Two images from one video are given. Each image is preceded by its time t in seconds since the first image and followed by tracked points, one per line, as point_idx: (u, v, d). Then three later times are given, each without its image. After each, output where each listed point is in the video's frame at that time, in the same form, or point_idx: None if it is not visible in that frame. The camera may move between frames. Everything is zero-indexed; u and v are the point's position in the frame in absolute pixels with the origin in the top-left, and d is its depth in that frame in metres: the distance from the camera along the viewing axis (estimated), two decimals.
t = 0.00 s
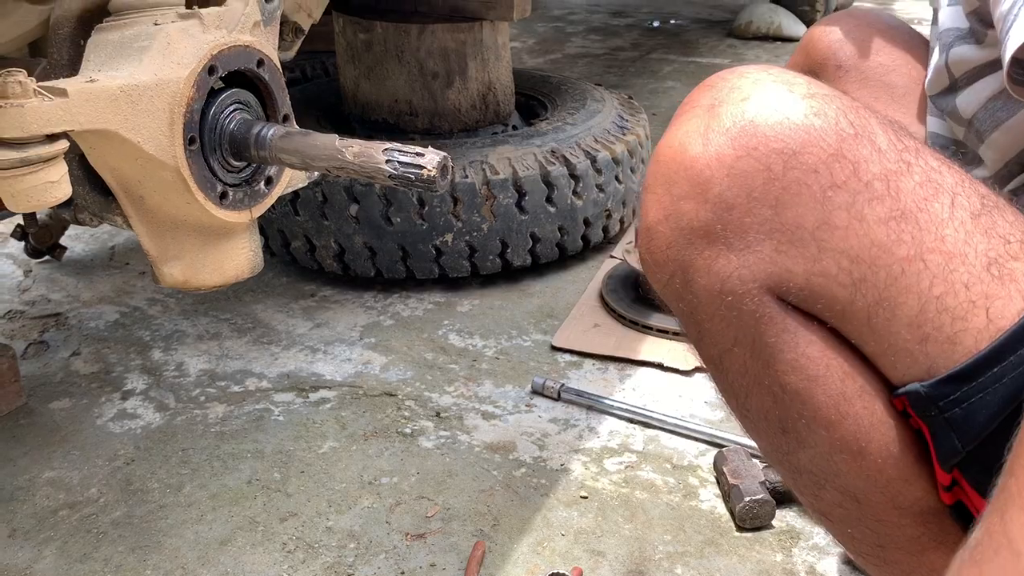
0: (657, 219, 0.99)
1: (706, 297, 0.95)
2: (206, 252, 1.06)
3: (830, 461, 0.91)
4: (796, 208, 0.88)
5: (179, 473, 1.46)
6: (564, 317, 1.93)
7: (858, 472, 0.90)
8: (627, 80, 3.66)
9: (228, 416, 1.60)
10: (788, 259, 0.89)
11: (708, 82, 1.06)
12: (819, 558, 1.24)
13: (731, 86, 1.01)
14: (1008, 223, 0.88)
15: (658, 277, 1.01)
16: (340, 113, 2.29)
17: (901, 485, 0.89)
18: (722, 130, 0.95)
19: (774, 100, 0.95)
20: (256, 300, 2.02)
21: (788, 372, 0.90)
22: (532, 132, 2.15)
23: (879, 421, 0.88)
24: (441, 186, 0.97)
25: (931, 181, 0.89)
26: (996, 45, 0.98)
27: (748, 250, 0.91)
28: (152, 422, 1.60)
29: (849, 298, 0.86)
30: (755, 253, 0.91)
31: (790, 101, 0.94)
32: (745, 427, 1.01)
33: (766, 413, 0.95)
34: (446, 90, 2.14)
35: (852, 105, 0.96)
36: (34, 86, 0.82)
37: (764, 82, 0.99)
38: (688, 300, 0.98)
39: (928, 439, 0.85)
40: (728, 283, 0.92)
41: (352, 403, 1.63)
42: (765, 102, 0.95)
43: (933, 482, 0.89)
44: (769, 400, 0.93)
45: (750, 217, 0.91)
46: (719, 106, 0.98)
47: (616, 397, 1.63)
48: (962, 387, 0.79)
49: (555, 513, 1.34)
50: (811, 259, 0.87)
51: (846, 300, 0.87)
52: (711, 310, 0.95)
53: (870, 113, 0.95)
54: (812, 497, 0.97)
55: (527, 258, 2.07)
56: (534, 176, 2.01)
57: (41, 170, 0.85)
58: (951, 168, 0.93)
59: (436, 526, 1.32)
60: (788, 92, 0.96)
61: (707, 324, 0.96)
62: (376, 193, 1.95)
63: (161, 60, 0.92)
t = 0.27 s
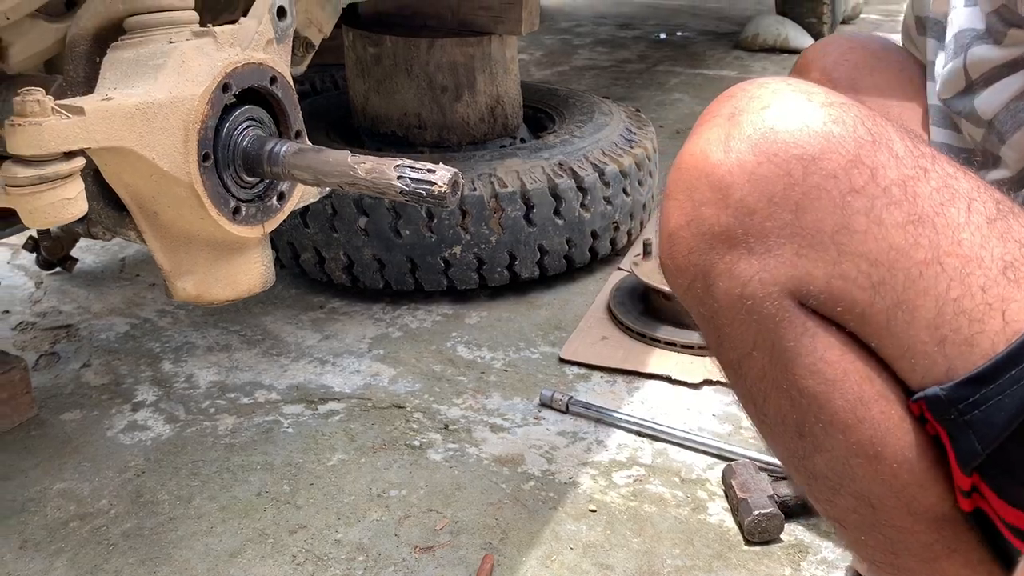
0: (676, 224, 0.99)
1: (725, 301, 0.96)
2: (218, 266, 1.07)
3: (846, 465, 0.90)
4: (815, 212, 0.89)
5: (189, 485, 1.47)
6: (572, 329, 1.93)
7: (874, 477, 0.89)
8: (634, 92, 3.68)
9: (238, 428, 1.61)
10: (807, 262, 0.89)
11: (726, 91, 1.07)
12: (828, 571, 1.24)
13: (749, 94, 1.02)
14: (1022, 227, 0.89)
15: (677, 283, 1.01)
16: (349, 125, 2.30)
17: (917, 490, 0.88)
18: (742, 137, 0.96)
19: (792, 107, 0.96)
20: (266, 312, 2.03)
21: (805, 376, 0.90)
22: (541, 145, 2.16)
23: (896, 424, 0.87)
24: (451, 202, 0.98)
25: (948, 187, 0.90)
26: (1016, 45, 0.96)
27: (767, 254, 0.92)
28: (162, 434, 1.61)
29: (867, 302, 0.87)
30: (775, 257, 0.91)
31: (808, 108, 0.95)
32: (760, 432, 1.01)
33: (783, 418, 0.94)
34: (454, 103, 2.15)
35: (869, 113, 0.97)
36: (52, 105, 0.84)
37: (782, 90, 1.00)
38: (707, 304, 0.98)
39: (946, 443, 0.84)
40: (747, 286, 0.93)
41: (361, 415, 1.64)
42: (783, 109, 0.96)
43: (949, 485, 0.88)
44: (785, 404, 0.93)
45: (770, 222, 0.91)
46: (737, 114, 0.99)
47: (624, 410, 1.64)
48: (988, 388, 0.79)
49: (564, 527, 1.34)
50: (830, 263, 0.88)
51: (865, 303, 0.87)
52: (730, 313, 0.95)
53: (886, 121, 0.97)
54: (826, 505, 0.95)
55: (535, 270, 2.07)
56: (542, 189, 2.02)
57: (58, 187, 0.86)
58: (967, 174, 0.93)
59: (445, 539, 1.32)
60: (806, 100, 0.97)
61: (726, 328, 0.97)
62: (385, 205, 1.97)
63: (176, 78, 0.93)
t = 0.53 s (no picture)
0: (680, 239, 1.00)
1: (724, 315, 0.96)
2: (233, 277, 1.08)
3: (845, 477, 0.90)
4: (814, 231, 0.89)
5: (200, 494, 1.47)
6: (583, 340, 1.93)
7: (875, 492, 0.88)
8: (645, 104, 3.69)
9: (249, 438, 1.62)
10: (804, 280, 0.89)
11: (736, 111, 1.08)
12: None
13: (757, 116, 1.02)
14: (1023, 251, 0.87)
15: (681, 295, 1.02)
16: (361, 137, 2.32)
17: (916, 502, 0.87)
18: (744, 157, 0.96)
19: (797, 128, 0.96)
20: (277, 322, 2.04)
21: (804, 389, 0.90)
22: (551, 157, 2.17)
23: (894, 438, 0.87)
24: (464, 214, 0.98)
25: (947, 210, 0.89)
26: None
27: (765, 271, 0.92)
28: (174, 443, 1.62)
29: (861, 320, 0.87)
30: (772, 274, 0.92)
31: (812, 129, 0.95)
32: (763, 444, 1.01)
33: (782, 431, 0.94)
34: (466, 115, 2.16)
35: (872, 136, 0.96)
36: (71, 117, 0.85)
37: (788, 112, 1.00)
38: (708, 318, 0.99)
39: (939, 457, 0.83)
40: (744, 301, 0.94)
41: (372, 426, 1.64)
42: (788, 130, 0.96)
43: (946, 499, 0.86)
44: (783, 416, 0.93)
45: (767, 240, 0.92)
46: (743, 134, 1.00)
47: (635, 422, 1.63)
48: (975, 409, 0.78)
49: (574, 539, 1.34)
50: (825, 281, 0.88)
51: (858, 321, 0.87)
52: (729, 327, 0.96)
53: (889, 143, 0.96)
54: (829, 515, 0.95)
55: (545, 282, 2.08)
56: (553, 201, 2.02)
57: (76, 198, 0.87)
58: (968, 199, 0.92)
59: (455, 550, 1.32)
60: (810, 122, 0.97)
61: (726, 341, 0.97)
62: (397, 216, 1.97)
63: (193, 90, 0.94)
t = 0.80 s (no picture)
0: (653, 277, 1.01)
1: (697, 349, 0.97)
2: (252, 290, 1.10)
3: (824, 499, 0.91)
4: (773, 270, 0.91)
5: (217, 505, 1.49)
6: (596, 353, 1.94)
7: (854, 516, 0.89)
8: (658, 117, 3.70)
9: (265, 449, 1.63)
10: (766, 317, 0.91)
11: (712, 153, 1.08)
12: None
13: (728, 158, 1.02)
14: (981, 293, 0.85)
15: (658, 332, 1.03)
16: (376, 150, 2.34)
17: (894, 527, 0.87)
18: (712, 199, 0.97)
19: (763, 171, 0.97)
20: (293, 334, 2.05)
21: (776, 416, 0.91)
22: (565, 170, 2.18)
23: (861, 462, 0.88)
24: (481, 229, 0.99)
25: (904, 252, 0.88)
26: None
27: (730, 307, 0.93)
28: (191, 453, 1.63)
29: (820, 353, 0.88)
30: (737, 310, 0.93)
31: (776, 173, 0.96)
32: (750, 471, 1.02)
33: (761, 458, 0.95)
34: (480, 129, 2.18)
35: (835, 180, 0.96)
36: (96, 134, 0.87)
37: (756, 156, 1.01)
38: (683, 352, 1.00)
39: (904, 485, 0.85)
40: (711, 336, 0.95)
41: (386, 437, 1.65)
42: (753, 173, 0.97)
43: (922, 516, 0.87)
44: (763, 443, 0.94)
45: (731, 277, 0.93)
46: (713, 176, 1.00)
47: (649, 435, 1.64)
48: (920, 446, 0.80)
49: (587, 551, 1.34)
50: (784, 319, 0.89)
51: (818, 353, 0.88)
52: (702, 360, 0.97)
53: (852, 185, 0.96)
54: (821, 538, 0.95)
55: (558, 294, 2.08)
56: (567, 214, 2.04)
57: (102, 213, 0.89)
58: (931, 242, 0.90)
59: (470, 561, 1.33)
60: (775, 165, 0.98)
61: (701, 373, 0.98)
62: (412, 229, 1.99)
63: (215, 107, 0.96)
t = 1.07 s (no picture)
0: (699, 286, 0.99)
1: (738, 360, 0.96)
2: (269, 307, 1.11)
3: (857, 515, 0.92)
4: (825, 285, 0.90)
5: (232, 517, 1.50)
6: (609, 367, 1.94)
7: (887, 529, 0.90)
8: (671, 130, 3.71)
9: (280, 462, 1.64)
10: (815, 331, 0.90)
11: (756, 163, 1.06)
12: None
13: (776, 170, 1.00)
14: None
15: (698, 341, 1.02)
16: (391, 163, 2.36)
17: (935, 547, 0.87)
18: (762, 211, 0.95)
19: (813, 184, 0.96)
20: (307, 347, 2.07)
21: (816, 431, 0.91)
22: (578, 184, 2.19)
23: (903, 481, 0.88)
24: (494, 246, 1.01)
25: (954, 274, 0.89)
26: None
27: (778, 319, 0.92)
28: (207, 466, 1.65)
29: (867, 371, 0.88)
30: (785, 324, 0.92)
31: (828, 186, 0.95)
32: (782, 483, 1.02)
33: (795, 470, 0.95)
34: (494, 143, 2.20)
35: (885, 197, 0.95)
36: (118, 154, 0.89)
37: (806, 168, 0.99)
38: (724, 363, 0.99)
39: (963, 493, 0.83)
40: (757, 347, 0.93)
41: (400, 450, 1.66)
42: (804, 186, 0.96)
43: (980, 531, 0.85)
44: (801, 458, 0.93)
45: (781, 289, 0.92)
46: (761, 187, 0.98)
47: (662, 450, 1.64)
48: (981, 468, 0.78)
49: (601, 566, 1.34)
50: (834, 335, 0.89)
51: (865, 371, 0.88)
52: (742, 373, 0.96)
53: (903, 203, 0.95)
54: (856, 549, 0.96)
55: (572, 308, 2.09)
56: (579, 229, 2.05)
57: (124, 231, 0.91)
58: (981, 263, 0.91)
59: None
60: (825, 179, 0.96)
61: (742, 386, 0.97)
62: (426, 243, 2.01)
63: (234, 127, 0.98)
